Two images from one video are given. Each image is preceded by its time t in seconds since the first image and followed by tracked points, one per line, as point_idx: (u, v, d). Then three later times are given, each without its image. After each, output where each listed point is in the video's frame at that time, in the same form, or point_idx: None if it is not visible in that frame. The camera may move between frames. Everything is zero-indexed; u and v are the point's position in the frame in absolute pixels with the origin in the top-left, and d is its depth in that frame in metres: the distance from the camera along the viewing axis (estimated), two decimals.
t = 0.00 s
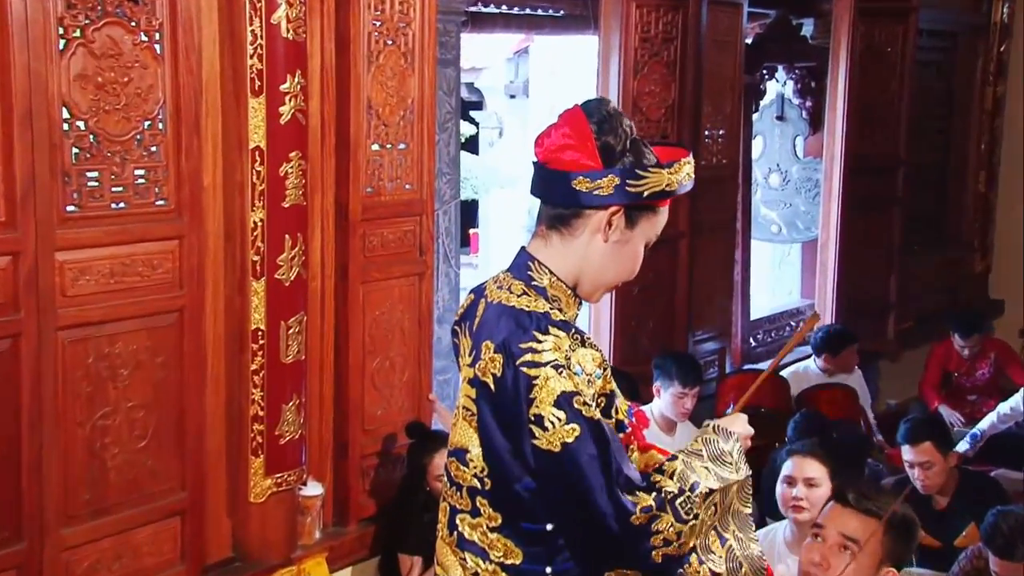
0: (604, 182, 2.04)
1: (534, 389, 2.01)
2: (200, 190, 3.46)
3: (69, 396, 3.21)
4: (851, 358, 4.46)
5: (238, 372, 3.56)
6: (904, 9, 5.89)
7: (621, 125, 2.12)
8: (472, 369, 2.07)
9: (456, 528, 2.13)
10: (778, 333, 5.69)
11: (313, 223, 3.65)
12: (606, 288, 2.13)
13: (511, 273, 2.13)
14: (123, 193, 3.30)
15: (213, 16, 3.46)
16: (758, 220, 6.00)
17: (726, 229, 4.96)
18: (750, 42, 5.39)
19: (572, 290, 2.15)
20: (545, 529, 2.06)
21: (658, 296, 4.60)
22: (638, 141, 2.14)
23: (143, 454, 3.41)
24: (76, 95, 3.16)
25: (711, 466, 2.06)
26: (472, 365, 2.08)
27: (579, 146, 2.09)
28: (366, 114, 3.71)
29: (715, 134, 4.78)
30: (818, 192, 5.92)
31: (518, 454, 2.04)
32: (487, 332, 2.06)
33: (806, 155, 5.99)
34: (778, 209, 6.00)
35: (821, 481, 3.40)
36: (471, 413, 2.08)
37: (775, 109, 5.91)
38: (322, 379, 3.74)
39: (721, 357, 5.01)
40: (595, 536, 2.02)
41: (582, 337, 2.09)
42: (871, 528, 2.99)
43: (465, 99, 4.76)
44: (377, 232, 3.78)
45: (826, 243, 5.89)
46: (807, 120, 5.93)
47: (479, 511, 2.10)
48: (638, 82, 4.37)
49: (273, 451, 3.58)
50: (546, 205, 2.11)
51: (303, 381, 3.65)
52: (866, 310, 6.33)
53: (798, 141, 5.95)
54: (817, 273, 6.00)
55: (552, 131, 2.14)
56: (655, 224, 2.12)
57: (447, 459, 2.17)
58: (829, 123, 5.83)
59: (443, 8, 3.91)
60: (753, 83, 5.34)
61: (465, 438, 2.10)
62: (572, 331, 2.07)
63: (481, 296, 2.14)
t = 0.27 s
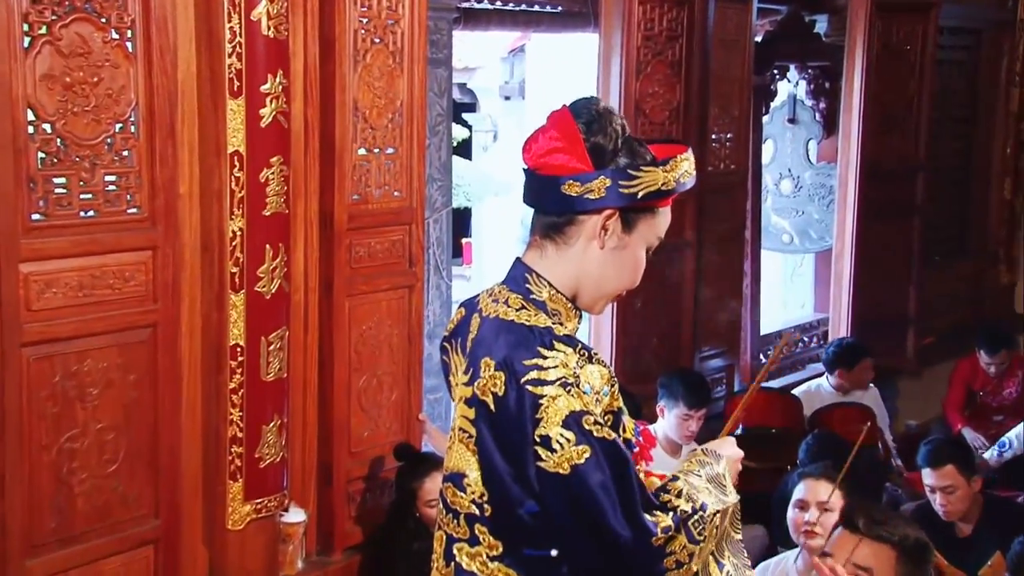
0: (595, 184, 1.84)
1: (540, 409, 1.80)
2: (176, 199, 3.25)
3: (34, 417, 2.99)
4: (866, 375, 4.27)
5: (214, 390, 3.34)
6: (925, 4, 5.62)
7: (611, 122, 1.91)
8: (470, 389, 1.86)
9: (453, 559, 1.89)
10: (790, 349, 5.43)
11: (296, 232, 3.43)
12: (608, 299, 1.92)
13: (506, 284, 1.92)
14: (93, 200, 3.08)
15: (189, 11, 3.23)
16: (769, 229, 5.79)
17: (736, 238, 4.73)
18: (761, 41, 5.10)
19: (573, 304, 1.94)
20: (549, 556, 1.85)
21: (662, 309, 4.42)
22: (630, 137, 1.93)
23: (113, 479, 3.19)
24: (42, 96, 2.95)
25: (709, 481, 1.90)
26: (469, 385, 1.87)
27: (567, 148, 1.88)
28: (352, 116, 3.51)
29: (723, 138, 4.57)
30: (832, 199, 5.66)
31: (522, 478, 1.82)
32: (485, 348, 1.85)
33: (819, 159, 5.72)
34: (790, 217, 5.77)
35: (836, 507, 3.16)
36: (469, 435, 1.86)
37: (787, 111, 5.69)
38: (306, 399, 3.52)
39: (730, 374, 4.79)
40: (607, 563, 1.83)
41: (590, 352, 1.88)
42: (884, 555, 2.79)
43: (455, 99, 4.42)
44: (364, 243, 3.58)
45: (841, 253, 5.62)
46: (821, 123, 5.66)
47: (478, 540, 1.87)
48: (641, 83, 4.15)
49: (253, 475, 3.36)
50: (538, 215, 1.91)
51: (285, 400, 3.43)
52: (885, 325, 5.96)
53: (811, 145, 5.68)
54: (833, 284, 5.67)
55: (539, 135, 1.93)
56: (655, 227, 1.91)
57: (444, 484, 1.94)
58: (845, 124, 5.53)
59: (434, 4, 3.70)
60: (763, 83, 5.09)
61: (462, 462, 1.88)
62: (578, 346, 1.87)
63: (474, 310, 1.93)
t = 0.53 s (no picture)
0: (583, 185, 1.69)
1: (544, 423, 1.64)
2: (153, 201, 3.05)
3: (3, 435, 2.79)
4: (880, 387, 4.11)
5: (194, 404, 3.14)
6: None
7: (598, 116, 1.74)
8: (467, 403, 1.68)
9: None
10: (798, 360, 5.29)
11: (280, 237, 3.25)
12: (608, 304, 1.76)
13: (502, 294, 1.75)
14: (65, 203, 2.90)
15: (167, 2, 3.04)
16: (778, 234, 5.72)
17: (743, 242, 4.56)
18: (768, 34, 4.88)
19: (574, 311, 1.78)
20: None
21: (665, 317, 4.26)
22: (619, 131, 1.77)
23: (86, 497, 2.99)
24: (11, 93, 2.76)
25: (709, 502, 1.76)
26: (466, 398, 1.69)
27: (551, 147, 1.72)
28: (339, 115, 3.34)
29: (729, 138, 4.40)
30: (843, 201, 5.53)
31: (522, 496, 1.66)
32: (483, 359, 1.68)
33: (830, 160, 5.58)
34: (800, 221, 5.67)
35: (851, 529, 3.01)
36: (467, 452, 1.69)
37: (797, 110, 5.54)
38: (291, 412, 3.36)
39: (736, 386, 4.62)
40: None
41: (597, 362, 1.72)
42: None
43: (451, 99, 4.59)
44: (352, 247, 3.41)
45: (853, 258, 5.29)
46: (832, 122, 5.49)
47: (477, 562, 1.70)
48: (643, 80, 4.01)
49: (235, 493, 3.20)
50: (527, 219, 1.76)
51: (268, 414, 3.26)
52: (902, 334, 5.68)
53: (823, 144, 5.54)
54: (845, 289, 5.38)
55: (521, 134, 1.77)
56: (652, 224, 1.75)
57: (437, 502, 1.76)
58: (857, 124, 5.23)
59: None
60: (771, 80, 4.85)
61: (458, 480, 1.70)
62: (584, 357, 1.71)
63: (468, 320, 1.76)
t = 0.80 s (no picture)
0: (567, 183, 1.56)
1: (539, 435, 1.51)
2: (132, 201, 2.88)
3: None
4: (892, 395, 3.98)
5: (176, 414, 2.98)
6: None
7: (579, 108, 1.61)
8: (462, 413, 1.55)
9: None
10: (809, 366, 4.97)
11: (265, 239, 3.10)
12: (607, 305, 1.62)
13: (496, 298, 1.62)
14: (39, 203, 2.74)
15: None
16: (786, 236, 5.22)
17: (748, 244, 4.41)
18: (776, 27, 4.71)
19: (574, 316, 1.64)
20: None
21: (667, 323, 4.14)
22: (603, 122, 1.63)
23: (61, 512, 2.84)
24: None
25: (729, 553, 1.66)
26: (461, 407, 1.56)
27: (531, 147, 1.60)
28: (327, 111, 3.20)
29: (735, 135, 4.25)
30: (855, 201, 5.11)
31: (515, 512, 1.53)
32: (478, 367, 1.55)
33: (841, 158, 5.24)
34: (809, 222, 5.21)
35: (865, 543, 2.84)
36: (460, 465, 1.55)
37: (806, 105, 5.13)
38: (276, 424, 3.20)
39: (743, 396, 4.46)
40: None
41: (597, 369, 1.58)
42: None
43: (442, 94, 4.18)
44: (341, 250, 3.26)
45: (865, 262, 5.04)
46: (843, 119, 5.12)
47: None
48: (645, 74, 3.89)
49: (217, 506, 3.06)
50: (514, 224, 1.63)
51: (252, 424, 3.12)
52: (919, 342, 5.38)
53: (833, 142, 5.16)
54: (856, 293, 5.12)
55: (500, 135, 1.64)
56: (646, 216, 1.61)
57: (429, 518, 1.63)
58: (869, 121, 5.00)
59: None
60: (779, 75, 4.67)
61: (451, 494, 1.56)
62: (584, 366, 1.57)
63: (460, 326, 1.63)
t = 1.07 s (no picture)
0: (535, 184, 1.46)
1: (520, 447, 1.41)
2: (110, 202, 2.72)
3: None
4: (900, 404, 3.88)
5: (156, 425, 2.84)
6: None
7: (541, 101, 1.49)
8: (443, 423, 1.48)
9: None
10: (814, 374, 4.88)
11: (249, 242, 2.97)
12: (605, 302, 1.51)
13: (487, 304, 1.53)
14: (12, 205, 2.59)
15: None
16: (791, 238, 4.99)
17: (751, 246, 4.29)
18: (780, 21, 4.61)
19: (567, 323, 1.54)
20: None
21: (667, 329, 4.02)
22: (572, 110, 1.51)
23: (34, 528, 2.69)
24: None
25: None
26: (443, 418, 1.48)
27: (495, 149, 1.50)
28: (313, 109, 3.08)
29: (738, 134, 4.13)
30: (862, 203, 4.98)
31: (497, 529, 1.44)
32: (462, 375, 1.47)
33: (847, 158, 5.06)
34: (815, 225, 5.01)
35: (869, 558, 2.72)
36: (443, 477, 1.48)
37: (812, 102, 4.91)
38: (260, 435, 3.05)
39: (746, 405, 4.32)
40: None
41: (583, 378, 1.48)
42: None
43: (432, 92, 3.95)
44: (327, 253, 3.14)
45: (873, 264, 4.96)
46: (850, 116, 4.93)
47: None
48: (643, 71, 3.80)
49: (198, 521, 2.94)
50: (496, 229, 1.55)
51: (235, 435, 3.00)
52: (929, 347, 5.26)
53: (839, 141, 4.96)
54: (864, 298, 5.04)
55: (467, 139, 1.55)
56: (629, 205, 1.48)
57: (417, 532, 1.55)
58: (876, 118, 4.91)
59: None
60: (784, 70, 4.57)
61: (435, 507, 1.49)
62: (569, 377, 1.46)
63: (452, 332, 1.55)
